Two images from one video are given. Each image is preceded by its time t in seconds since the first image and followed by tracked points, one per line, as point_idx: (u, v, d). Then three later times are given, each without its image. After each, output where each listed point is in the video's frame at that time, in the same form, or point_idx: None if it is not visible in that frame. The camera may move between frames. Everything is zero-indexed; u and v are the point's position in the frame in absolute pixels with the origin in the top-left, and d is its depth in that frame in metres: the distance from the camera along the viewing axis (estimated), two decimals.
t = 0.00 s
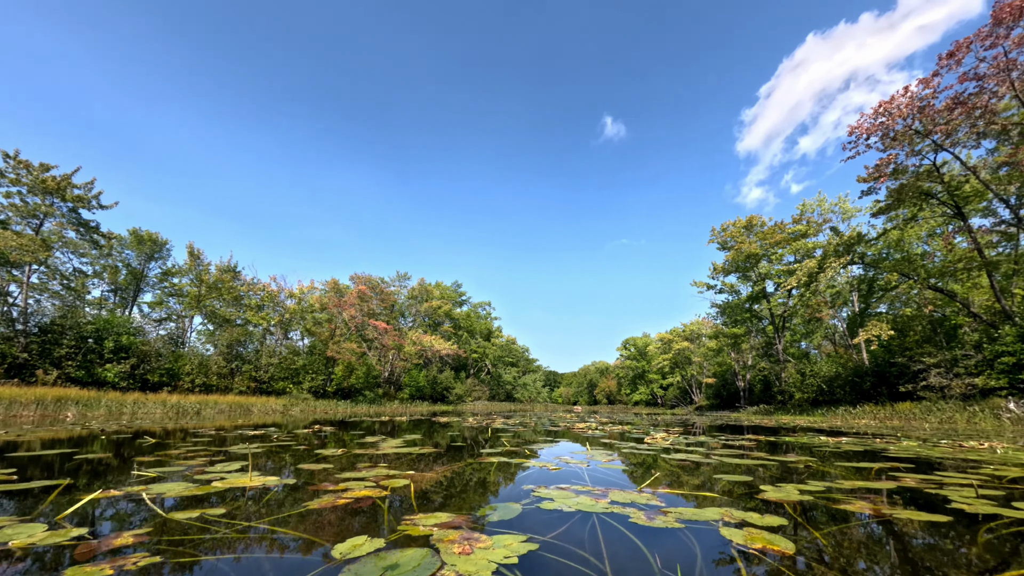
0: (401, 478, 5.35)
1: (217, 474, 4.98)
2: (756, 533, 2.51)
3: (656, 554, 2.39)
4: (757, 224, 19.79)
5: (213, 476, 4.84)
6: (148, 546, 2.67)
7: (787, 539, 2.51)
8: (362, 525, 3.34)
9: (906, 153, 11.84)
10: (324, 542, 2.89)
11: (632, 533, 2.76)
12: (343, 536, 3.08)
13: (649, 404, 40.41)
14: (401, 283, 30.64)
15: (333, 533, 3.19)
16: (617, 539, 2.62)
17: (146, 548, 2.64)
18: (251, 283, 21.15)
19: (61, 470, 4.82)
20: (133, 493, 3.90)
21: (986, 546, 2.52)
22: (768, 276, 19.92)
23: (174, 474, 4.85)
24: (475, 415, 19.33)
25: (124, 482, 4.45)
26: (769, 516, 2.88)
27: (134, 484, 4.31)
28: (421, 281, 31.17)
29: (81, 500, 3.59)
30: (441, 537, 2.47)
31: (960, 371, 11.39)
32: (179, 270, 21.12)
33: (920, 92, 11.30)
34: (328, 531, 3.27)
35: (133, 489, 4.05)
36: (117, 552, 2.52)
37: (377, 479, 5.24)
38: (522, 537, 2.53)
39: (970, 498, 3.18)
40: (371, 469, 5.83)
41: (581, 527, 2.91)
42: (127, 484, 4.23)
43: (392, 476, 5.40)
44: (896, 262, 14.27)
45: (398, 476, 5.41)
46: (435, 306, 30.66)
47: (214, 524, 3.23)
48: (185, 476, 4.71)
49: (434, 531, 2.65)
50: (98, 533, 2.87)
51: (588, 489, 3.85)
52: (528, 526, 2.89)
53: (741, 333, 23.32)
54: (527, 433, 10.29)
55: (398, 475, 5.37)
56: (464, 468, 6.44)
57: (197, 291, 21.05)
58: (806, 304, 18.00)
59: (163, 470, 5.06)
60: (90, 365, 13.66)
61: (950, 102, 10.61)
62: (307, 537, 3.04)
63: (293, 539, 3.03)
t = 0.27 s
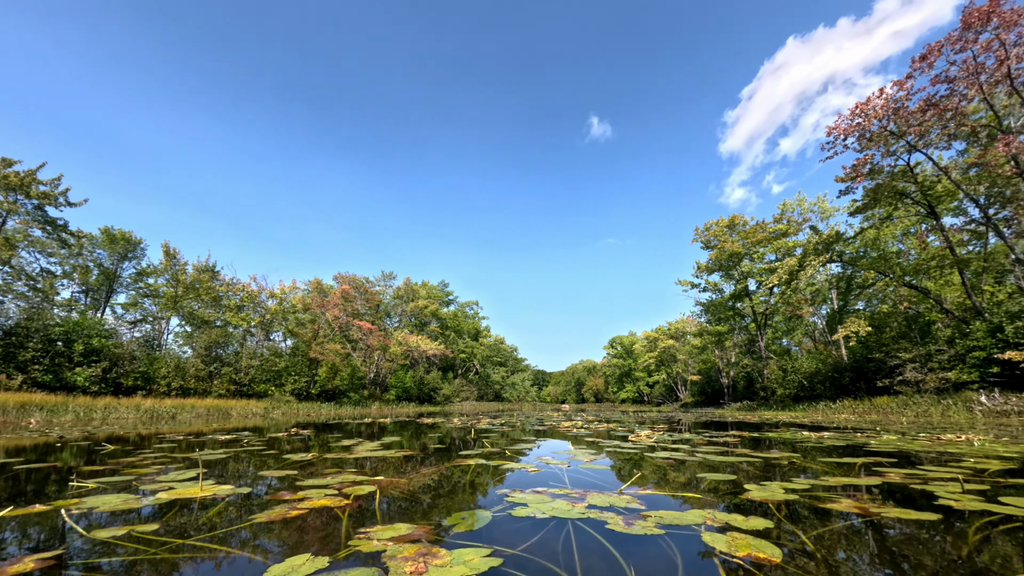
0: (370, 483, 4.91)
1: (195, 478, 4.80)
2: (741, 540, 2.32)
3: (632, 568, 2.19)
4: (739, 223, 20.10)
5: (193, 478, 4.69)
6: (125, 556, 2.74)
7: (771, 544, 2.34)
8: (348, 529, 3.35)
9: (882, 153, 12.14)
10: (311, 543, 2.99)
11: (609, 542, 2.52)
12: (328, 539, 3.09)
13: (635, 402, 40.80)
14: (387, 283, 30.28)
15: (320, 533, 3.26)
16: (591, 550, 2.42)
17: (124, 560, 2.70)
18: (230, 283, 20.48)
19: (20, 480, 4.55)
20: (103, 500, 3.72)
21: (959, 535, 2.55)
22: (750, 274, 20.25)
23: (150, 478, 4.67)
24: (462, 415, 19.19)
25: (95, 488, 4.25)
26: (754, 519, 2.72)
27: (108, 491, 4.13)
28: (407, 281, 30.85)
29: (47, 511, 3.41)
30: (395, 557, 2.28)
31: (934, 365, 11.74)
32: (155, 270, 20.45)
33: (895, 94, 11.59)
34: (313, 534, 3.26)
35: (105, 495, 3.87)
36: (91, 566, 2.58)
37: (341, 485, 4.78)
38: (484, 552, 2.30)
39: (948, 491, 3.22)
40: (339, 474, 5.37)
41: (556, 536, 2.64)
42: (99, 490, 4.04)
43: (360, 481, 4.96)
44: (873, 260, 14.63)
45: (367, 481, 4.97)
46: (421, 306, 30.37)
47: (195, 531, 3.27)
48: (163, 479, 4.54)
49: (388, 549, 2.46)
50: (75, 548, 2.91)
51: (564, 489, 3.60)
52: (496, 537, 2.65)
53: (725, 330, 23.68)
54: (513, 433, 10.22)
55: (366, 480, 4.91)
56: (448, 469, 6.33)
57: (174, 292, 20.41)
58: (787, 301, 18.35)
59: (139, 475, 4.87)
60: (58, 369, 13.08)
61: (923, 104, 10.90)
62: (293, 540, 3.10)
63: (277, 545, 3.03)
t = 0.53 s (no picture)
0: (339, 489, 4.53)
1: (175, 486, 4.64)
2: (732, 554, 2.17)
3: None
4: (727, 224, 20.30)
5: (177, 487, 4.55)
6: (101, 561, 2.62)
7: (762, 555, 2.20)
8: (336, 528, 3.35)
9: (865, 156, 12.35)
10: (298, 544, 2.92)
11: (589, 554, 2.38)
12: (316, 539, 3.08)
13: (625, 401, 41.04)
14: (376, 282, 29.96)
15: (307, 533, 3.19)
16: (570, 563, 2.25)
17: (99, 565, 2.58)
18: (213, 281, 19.94)
19: None
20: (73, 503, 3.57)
21: (940, 528, 2.57)
22: (737, 275, 20.48)
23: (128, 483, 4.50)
24: (452, 415, 19.06)
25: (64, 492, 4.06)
26: (744, 526, 2.57)
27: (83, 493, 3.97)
28: (396, 280, 30.56)
29: (18, 509, 3.27)
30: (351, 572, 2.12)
31: (915, 365, 11.97)
32: (134, 267, 19.89)
33: (878, 98, 11.80)
34: (303, 533, 3.24)
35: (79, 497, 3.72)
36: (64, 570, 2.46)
37: (307, 491, 4.38)
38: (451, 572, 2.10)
39: (932, 489, 3.24)
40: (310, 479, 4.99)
41: (533, 545, 2.51)
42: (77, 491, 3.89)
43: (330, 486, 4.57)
44: (857, 261, 14.88)
45: (339, 486, 4.60)
46: (411, 306, 30.11)
47: (174, 533, 3.15)
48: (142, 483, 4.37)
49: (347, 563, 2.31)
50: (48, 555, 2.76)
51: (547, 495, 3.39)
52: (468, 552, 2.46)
53: (712, 330, 23.93)
54: (502, 433, 10.14)
55: (335, 485, 4.52)
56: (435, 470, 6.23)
57: (154, 290, 19.88)
58: (773, 302, 18.60)
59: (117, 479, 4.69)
60: (31, 370, 12.63)
61: (905, 108, 11.10)
62: (278, 542, 3.00)
63: (262, 548, 2.93)
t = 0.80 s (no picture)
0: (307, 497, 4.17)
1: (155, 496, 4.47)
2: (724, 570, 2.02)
3: None
4: (718, 226, 20.42)
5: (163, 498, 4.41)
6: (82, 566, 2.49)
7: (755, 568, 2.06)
8: (325, 532, 3.31)
9: (854, 159, 12.48)
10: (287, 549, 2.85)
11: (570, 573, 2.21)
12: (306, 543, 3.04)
13: (616, 401, 41.16)
14: (367, 281, 29.69)
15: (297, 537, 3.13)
16: None
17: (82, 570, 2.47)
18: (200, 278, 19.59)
19: None
20: (44, 503, 3.41)
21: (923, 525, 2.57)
22: (728, 276, 20.63)
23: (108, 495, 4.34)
24: (443, 415, 18.94)
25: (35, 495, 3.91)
26: (742, 537, 2.40)
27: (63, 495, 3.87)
28: (388, 280, 30.31)
29: None
30: None
31: (902, 366, 12.11)
32: (118, 264, 19.46)
33: (867, 102, 11.92)
34: (292, 535, 3.18)
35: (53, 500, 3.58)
36: None
37: (271, 501, 4.01)
38: None
39: (919, 490, 3.24)
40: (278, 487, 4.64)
41: (511, 562, 2.34)
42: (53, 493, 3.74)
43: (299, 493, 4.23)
44: (846, 263, 15.03)
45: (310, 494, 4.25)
46: (403, 305, 29.89)
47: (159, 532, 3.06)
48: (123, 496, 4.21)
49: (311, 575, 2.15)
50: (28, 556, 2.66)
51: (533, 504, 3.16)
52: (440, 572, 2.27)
53: (704, 331, 24.09)
54: (494, 434, 10.04)
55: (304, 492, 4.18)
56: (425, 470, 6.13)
57: (139, 288, 19.47)
58: (763, 303, 18.75)
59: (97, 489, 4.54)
60: (8, 369, 12.27)
61: (894, 112, 11.22)
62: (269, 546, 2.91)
63: (249, 550, 2.82)
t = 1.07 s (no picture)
0: (287, 506, 3.79)
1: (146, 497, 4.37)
2: None
3: None
4: (716, 226, 20.40)
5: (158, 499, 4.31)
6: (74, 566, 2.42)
7: None
8: (322, 534, 3.24)
9: (853, 159, 12.45)
10: (279, 553, 2.80)
11: None
12: (301, 547, 2.97)
13: (615, 402, 41.11)
14: (365, 281, 29.57)
15: (290, 541, 3.06)
16: None
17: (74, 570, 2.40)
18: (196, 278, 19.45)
19: None
20: (28, 507, 3.31)
21: (922, 526, 2.52)
22: (726, 276, 20.62)
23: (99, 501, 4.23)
24: (441, 416, 18.83)
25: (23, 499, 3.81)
26: (761, 555, 2.19)
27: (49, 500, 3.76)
28: (386, 280, 30.19)
29: None
30: None
31: (901, 366, 12.08)
32: (113, 264, 19.29)
33: (865, 101, 11.90)
34: (289, 538, 3.10)
35: (40, 503, 3.47)
36: None
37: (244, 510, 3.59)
38: None
39: (921, 493, 3.17)
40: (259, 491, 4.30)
41: None
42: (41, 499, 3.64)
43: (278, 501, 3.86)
44: (844, 263, 15.01)
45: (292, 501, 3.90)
46: (400, 305, 29.77)
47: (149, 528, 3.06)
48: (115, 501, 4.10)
49: None
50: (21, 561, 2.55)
51: (532, 518, 2.85)
52: None
53: (702, 331, 24.06)
54: (491, 435, 9.96)
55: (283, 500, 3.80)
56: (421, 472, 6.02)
57: (134, 288, 19.31)
58: (761, 303, 18.74)
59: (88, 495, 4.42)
60: None
61: (892, 110, 11.18)
62: (262, 550, 2.82)
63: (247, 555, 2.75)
